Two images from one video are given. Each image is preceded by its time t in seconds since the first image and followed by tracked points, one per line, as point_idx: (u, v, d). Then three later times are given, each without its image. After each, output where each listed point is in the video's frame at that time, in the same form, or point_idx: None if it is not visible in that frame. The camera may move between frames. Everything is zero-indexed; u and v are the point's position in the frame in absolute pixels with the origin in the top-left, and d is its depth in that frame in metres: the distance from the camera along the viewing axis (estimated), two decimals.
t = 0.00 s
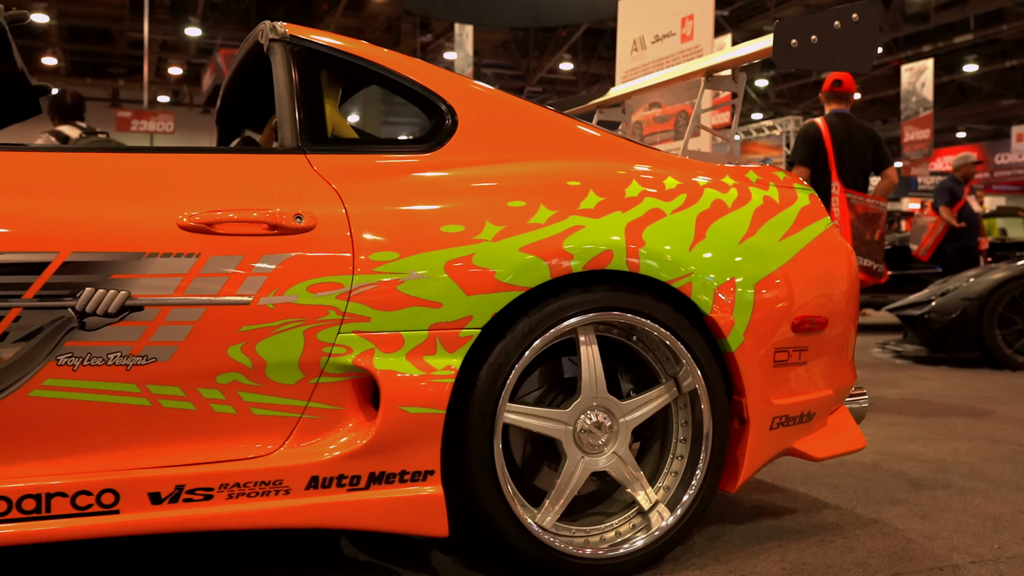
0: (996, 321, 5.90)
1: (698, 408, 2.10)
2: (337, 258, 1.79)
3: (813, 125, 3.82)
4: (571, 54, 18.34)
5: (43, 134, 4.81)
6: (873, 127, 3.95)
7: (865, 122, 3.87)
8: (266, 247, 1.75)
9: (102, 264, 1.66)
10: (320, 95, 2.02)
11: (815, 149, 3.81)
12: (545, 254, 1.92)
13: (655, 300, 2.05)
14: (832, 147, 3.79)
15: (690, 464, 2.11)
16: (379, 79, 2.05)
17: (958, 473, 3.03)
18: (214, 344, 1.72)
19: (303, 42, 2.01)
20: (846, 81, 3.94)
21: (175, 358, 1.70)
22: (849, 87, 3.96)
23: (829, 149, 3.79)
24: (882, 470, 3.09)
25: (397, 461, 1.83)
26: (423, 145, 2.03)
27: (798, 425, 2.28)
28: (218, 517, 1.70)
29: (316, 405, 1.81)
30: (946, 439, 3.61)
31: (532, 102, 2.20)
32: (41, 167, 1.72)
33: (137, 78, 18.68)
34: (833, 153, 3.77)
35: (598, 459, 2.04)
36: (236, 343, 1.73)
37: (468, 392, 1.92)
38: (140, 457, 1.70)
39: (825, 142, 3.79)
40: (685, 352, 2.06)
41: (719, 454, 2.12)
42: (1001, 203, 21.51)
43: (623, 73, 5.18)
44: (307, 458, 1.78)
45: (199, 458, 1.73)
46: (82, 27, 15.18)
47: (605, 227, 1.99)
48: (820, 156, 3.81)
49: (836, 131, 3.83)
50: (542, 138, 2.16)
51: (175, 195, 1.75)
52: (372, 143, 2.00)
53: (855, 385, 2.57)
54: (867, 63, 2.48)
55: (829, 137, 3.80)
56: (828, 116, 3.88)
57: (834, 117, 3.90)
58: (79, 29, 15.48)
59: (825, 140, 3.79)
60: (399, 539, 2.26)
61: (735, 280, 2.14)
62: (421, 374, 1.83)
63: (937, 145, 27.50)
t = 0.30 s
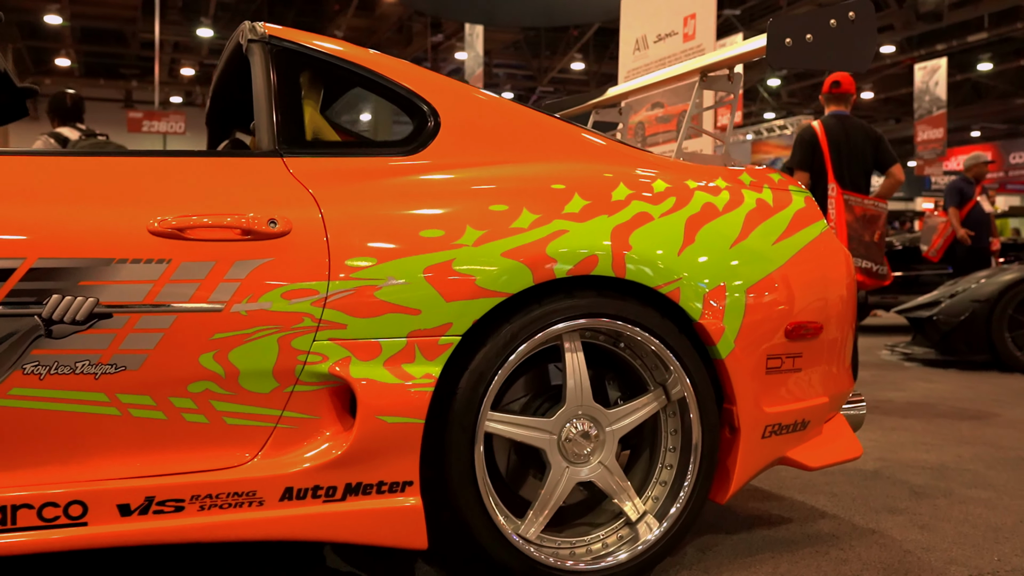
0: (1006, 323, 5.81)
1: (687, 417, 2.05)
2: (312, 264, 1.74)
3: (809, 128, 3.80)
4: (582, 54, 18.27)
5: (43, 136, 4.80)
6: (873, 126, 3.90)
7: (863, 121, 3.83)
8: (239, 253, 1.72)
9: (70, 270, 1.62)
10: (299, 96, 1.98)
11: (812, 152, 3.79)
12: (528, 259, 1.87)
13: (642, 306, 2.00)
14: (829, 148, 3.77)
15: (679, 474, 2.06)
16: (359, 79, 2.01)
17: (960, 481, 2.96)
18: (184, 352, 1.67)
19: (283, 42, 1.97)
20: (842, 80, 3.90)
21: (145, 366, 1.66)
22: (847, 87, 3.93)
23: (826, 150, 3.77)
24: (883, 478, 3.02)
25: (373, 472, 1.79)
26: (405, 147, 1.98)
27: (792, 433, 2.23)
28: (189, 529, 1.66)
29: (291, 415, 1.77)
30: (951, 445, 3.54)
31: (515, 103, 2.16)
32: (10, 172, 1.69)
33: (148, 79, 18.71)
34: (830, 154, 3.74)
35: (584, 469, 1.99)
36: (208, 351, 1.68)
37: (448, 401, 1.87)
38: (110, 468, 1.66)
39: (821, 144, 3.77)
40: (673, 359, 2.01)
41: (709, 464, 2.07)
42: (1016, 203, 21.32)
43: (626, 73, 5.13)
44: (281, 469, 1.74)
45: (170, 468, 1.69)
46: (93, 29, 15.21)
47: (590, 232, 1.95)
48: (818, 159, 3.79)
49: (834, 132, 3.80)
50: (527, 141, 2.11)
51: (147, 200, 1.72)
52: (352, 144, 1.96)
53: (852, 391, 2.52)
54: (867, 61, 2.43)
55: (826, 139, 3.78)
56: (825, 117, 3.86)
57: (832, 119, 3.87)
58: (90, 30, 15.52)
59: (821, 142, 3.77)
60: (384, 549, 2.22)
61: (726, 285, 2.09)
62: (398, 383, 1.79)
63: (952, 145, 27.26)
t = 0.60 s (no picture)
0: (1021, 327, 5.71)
1: (680, 429, 2.00)
2: (291, 274, 1.70)
3: (809, 132, 3.80)
4: (597, 53, 18.19)
5: (47, 139, 4.78)
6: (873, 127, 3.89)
7: (863, 123, 3.82)
8: (215, 263, 1.68)
9: (41, 281, 1.58)
10: (281, 101, 1.94)
11: (811, 156, 3.79)
12: (514, 268, 1.82)
13: (633, 315, 1.95)
14: (828, 152, 3.76)
15: (672, 488, 2.00)
16: (344, 84, 1.97)
17: (968, 492, 2.89)
18: (159, 365, 1.64)
19: (266, 46, 1.93)
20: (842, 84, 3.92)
21: (118, 380, 1.62)
22: (848, 91, 3.94)
23: (825, 154, 3.76)
24: (889, 488, 2.96)
25: (353, 487, 1.74)
26: (388, 153, 1.94)
27: (789, 446, 2.17)
28: (163, 546, 1.62)
29: (269, 428, 1.72)
30: (961, 454, 3.47)
31: (504, 109, 2.12)
32: None
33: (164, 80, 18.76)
34: (830, 158, 3.73)
35: (573, 483, 1.94)
36: (183, 363, 1.65)
37: (432, 413, 1.83)
38: (82, 483, 1.62)
39: (821, 148, 3.76)
40: (665, 370, 1.96)
41: (703, 478, 2.02)
42: None
43: (633, 74, 5.07)
44: (259, 484, 1.70)
45: (144, 484, 1.65)
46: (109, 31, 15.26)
47: (579, 240, 1.90)
48: (818, 162, 3.78)
49: (833, 135, 3.79)
50: (515, 148, 2.07)
51: (122, 210, 1.68)
52: (335, 151, 1.92)
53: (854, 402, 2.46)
54: (867, 65, 2.37)
55: (824, 142, 3.77)
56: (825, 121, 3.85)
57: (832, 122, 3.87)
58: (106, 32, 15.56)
59: (820, 146, 3.77)
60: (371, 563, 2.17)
61: (721, 294, 2.03)
62: (380, 396, 1.74)
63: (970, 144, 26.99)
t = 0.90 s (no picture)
0: None
1: (676, 441, 1.93)
2: (271, 282, 1.66)
3: (808, 138, 4.08)
4: (617, 53, 18.10)
5: (56, 142, 4.77)
6: (876, 131, 4.07)
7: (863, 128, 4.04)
8: (193, 271, 1.63)
9: (13, 289, 1.55)
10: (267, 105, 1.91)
11: (811, 161, 4.07)
12: (503, 276, 1.77)
13: (627, 324, 1.89)
14: (826, 157, 4.02)
15: (668, 501, 1.94)
16: (331, 87, 1.92)
17: (982, 504, 2.81)
18: (134, 376, 1.59)
19: (251, 48, 1.89)
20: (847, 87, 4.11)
21: (92, 391, 1.58)
22: (852, 94, 4.14)
23: (823, 159, 4.02)
24: (900, 499, 2.88)
25: (335, 501, 1.70)
26: (375, 157, 1.90)
27: (791, 458, 2.10)
28: (138, 561, 1.58)
29: (249, 440, 1.68)
30: (976, 462, 3.39)
31: (497, 112, 2.07)
32: None
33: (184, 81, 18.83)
34: (829, 163, 4.00)
35: (565, 496, 1.89)
36: (160, 374, 1.60)
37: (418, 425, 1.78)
38: (56, 496, 1.58)
39: (819, 153, 4.02)
40: (660, 380, 1.90)
41: (700, 491, 1.96)
42: None
43: (644, 74, 5.01)
44: (238, 498, 1.65)
45: (120, 497, 1.61)
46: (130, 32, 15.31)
47: (571, 246, 1.84)
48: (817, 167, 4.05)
49: (832, 141, 4.04)
50: (508, 151, 2.01)
51: (99, 217, 1.64)
52: (321, 155, 1.88)
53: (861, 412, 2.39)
54: (872, 66, 2.29)
55: (824, 148, 4.03)
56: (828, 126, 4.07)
57: (837, 126, 4.07)
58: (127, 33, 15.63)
59: (818, 151, 4.03)
60: None
61: (720, 301, 1.97)
62: (362, 407, 1.69)
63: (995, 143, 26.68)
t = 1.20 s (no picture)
0: None
1: (677, 455, 1.87)
2: (256, 292, 1.61)
3: (811, 145, 4.29)
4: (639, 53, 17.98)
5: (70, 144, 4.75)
6: (879, 132, 4.25)
7: (865, 131, 4.23)
8: (176, 280, 1.59)
9: None
10: (256, 109, 1.86)
11: (815, 167, 4.29)
12: (496, 285, 1.71)
13: (625, 334, 1.83)
14: (829, 162, 4.23)
15: (669, 517, 1.88)
16: (321, 89, 1.87)
17: (1001, 517, 2.73)
18: (114, 389, 1.55)
19: (240, 51, 1.84)
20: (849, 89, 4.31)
21: (71, 404, 1.54)
22: (854, 96, 4.34)
23: (826, 164, 4.24)
24: (917, 511, 2.80)
25: (322, 517, 1.65)
26: (366, 163, 1.85)
27: (798, 472, 2.03)
28: None
29: (233, 454, 1.64)
30: (996, 473, 3.29)
31: (494, 115, 2.01)
32: None
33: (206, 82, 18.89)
34: (831, 167, 4.20)
35: (562, 512, 1.83)
36: (140, 387, 1.56)
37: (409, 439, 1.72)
38: (35, 512, 1.54)
39: (822, 159, 4.24)
40: (660, 392, 1.84)
41: (702, 506, 1.89)
42: None
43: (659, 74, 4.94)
44: (222, 514, 1.61)
45: (100, 513, 1.57)
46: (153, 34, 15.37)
47: (567, 254, 1.79)
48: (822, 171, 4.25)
49: (835, 146, 4.24)
50: (505, 156, 1.96)
51: (80, 225, 1.60)
52: (311, 161, 1.83)
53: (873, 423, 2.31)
54: (886, 65, 2.21)
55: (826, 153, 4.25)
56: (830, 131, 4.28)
57: (839, 131, 4.27)
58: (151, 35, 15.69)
59: (821, 157, 4.25)
60: None
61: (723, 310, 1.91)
62: (350, 420, 1.64)
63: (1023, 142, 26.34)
